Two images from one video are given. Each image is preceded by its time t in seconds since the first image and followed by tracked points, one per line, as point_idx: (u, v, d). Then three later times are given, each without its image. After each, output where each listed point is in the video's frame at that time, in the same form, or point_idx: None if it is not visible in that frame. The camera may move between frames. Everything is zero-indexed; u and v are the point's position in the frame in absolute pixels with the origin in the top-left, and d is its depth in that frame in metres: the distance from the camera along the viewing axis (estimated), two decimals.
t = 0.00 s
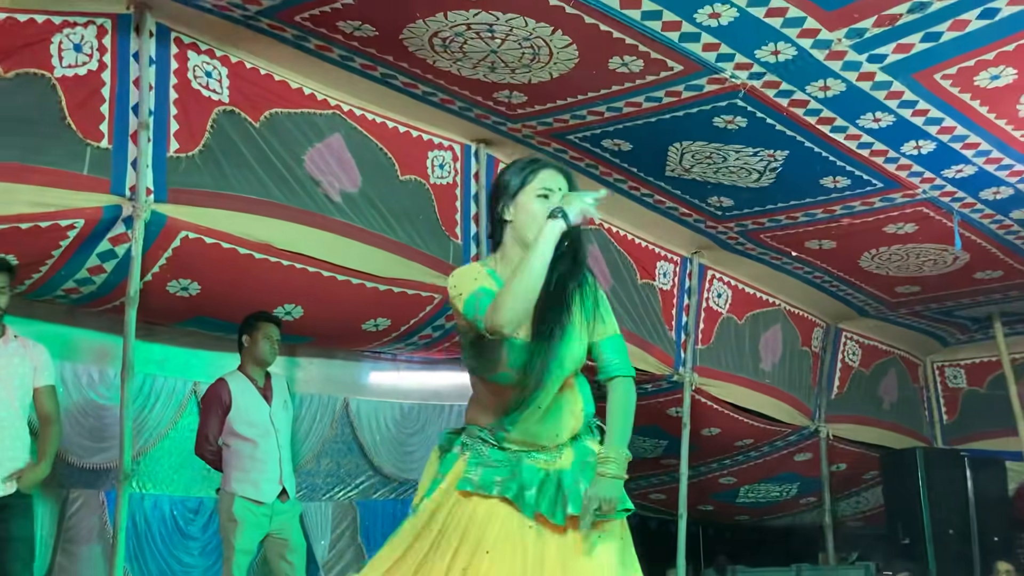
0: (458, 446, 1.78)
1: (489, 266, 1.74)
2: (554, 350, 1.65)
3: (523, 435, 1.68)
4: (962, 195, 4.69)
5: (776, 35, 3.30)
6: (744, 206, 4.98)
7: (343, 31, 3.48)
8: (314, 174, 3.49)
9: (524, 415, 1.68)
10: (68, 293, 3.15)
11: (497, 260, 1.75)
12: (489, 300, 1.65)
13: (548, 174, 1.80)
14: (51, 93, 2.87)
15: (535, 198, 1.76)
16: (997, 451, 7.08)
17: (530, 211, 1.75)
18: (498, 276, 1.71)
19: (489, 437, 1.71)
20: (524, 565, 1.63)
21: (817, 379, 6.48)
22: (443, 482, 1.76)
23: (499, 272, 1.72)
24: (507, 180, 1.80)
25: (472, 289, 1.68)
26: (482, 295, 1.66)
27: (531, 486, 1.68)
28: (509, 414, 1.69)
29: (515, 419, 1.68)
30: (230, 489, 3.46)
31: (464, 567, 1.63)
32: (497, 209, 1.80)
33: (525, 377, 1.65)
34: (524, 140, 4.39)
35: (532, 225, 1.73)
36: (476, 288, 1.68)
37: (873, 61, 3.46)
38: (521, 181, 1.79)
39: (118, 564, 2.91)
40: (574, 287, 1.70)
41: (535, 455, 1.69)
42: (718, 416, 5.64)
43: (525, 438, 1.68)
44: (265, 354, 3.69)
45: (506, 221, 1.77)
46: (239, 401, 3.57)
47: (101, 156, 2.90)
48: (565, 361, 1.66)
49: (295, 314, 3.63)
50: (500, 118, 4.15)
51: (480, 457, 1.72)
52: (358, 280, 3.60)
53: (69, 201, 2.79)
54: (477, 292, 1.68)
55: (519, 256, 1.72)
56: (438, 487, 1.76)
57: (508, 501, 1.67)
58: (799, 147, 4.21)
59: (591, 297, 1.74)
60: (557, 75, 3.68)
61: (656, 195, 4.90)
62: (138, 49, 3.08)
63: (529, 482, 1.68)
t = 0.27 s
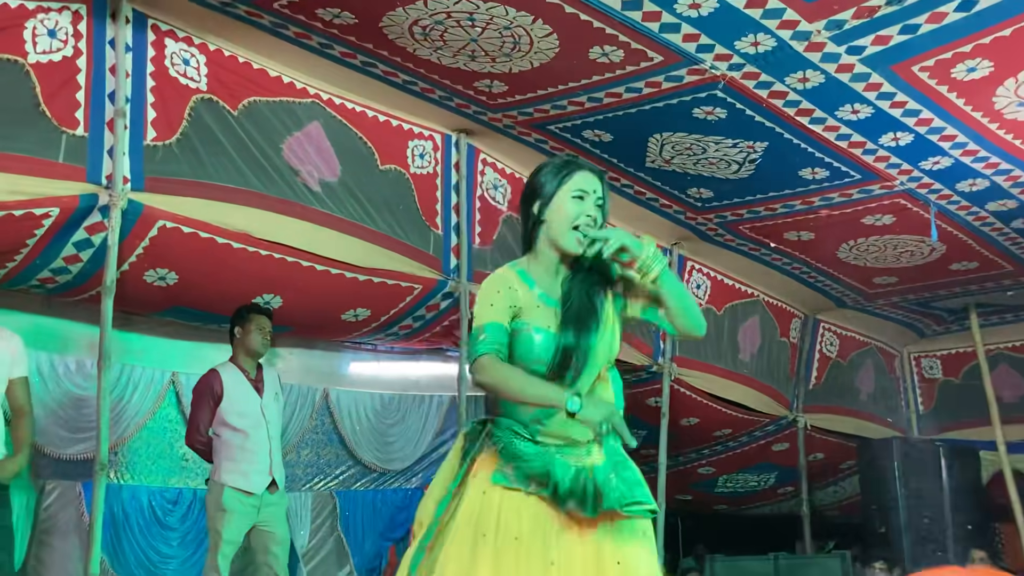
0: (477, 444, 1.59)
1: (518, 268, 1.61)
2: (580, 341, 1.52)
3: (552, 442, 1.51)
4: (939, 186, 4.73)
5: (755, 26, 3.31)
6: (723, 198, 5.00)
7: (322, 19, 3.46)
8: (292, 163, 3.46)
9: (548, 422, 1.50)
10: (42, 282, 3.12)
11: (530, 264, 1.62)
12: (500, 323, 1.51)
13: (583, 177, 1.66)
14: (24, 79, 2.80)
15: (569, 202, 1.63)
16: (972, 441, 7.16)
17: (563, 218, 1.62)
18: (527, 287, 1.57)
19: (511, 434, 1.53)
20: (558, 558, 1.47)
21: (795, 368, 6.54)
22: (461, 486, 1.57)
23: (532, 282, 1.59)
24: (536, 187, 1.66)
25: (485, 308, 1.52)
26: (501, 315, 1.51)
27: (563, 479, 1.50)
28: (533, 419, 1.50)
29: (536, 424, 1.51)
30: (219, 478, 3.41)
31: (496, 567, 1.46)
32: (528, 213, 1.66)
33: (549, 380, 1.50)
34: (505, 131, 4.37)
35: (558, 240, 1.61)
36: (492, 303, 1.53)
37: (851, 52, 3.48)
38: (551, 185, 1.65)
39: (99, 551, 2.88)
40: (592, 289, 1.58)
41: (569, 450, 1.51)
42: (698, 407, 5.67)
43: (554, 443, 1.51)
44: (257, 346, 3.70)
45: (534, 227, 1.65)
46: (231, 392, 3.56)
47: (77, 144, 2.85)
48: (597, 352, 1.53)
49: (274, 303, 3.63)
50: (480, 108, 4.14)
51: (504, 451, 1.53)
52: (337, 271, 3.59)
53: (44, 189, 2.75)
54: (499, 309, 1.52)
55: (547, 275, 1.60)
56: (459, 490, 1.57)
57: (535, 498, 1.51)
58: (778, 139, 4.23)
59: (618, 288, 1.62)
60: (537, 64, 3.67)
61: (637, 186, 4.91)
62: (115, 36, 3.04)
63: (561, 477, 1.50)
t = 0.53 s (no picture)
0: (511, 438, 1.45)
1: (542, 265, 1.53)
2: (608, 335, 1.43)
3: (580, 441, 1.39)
4: (917, 180, 4.76)
5: (734, 20, 3.32)
6: (702, 191, 5.01)
7: (301, 10, 3.47)
8: (271, 156, 3.45)
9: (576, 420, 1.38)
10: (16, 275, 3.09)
11: (555, 255, 1.56)
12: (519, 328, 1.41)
13: (601, 168, 1.62)
14: None
15: (589, 196, 1.58)
16: (947, 433, 7.22)
17: (585, 212, 1.57)
18: (551, 280, 1.50)
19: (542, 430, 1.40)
20: (604, 554, 1.35)
21: (774, 362, 6.56)
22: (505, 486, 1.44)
23: (556, 273, 1.51)
24: (556, 184, 1.62)
25: (507, 312, 1.43)
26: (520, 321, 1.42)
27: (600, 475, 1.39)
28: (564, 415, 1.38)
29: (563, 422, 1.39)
30: (212, 472, 3.50)
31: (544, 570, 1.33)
32: (550, 210, 1.61)
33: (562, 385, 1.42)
34: (484, 123, 4.39)
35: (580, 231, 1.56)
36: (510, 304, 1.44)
37: (830, 47, 3.50)
38: (572, 181, 1.61)
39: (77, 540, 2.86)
40: (616, 281, 1.51)
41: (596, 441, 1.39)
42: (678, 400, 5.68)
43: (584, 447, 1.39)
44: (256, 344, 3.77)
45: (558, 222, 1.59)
46: (225, 385, 3.64)
47: (52, 135, 2.82)
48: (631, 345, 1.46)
49: (252, 297, 3.65)
50: (460, 100, 4.14)
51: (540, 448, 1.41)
52: (316, 266, 3.55)
53: (18, 181, 2.72)
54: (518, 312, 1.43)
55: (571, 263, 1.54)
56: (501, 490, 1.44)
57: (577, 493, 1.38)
58: (757, 133, 4.24)
59: (640, 270, 1.58)
60: (517, 57, 3.67)
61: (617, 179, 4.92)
62: (90, 26, 3.01)
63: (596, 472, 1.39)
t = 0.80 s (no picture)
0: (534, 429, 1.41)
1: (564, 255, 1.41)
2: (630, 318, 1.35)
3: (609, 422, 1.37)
4: (883, 175, 4.80)
5: (702, 15, 3.34)
6: (672, 185, 5.03)
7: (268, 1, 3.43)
8: (238, 148, 3.40)
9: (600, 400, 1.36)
10: None
11: (571, 249, 1.42)
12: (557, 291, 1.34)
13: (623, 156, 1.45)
14: None
15: (606, 185, 1.42)
16: (912, 425, 7.31)
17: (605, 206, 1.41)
18: (571, 267, 1.38)
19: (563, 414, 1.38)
20: (625, 540, 1.27)
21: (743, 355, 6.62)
22: (525, 475, 1.36)
23: (575, 263, 1.39)
24: (571, 175, 1.47)
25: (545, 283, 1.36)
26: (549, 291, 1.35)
27: (621, 465, 1.32)
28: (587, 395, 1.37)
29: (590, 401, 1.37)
30: (197, 467, 3.42)
31: (567, 557, 1.26)
32: (568, 200, 1.46)
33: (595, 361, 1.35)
34: (454, 116, 4.38)
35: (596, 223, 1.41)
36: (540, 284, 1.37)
37: (797, 42, 3.52)
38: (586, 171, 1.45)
39: (38, 534, 2.80)
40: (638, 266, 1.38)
41: (621, 427, 1.37)
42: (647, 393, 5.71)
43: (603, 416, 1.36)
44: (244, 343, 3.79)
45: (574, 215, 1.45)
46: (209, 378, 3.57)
47: (12, 127, 2.72)
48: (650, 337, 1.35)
49: (219, 291, 3.69)
50: (429, 93, 4.13)
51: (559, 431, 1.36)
52: (283, 258, 3.54)
53: None
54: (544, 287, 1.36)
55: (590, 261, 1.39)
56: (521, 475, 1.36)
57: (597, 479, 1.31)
58: (724, 128, 4.27)
59: (659, 259, 1.42)
60: (486, 50, 3.65)
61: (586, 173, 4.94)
62: (52, 15, 2.90)
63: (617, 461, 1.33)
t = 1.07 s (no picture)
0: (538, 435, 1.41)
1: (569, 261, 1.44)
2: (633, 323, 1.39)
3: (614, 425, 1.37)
4: (840, 172, 4.86)
5: (664, 10, 3.35)
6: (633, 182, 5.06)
7: None
8: (196, 141, 3.36)
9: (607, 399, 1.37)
10: None
11: (580, 254, 1.47)
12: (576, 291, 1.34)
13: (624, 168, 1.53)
14: None
15: (612, 192, 1.49)
16: (868, 419, 7.42)
17: (612, 213, 1.47)
18: (584, 269, 1.41)
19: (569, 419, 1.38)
20: (630, 539, 1.29)
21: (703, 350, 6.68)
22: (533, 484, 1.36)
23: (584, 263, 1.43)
24: (575, 185, 1.54)
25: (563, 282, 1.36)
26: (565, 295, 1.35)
27: (628, 465, 1.33)
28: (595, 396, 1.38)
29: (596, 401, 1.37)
30: (168, 464, 3.94)
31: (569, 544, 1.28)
32: (574, 209, 1.52)
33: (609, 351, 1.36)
34: (416, 109, 4.37)
35: (604, 224, 1.46)
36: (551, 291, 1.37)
37: (757, 39, 3.55)
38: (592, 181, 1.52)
39: None
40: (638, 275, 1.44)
41: (623, 429, 1.37)
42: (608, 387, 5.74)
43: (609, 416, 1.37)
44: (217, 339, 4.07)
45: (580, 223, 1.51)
46: (180, 379, 4.00)
47: None
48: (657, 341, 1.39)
49: (176, 286, 3.66)
50: (391, 86, 4.11)
51: (564, 435, 1.37)
52: (241, 252, 3.47)
53: None
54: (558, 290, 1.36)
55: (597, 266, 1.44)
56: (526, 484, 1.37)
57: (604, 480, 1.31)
58: (686, 124, 4.30)
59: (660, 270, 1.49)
60: (448, 43, 3.64)
61: (549, 168, 4.95)
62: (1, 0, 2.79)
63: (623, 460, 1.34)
